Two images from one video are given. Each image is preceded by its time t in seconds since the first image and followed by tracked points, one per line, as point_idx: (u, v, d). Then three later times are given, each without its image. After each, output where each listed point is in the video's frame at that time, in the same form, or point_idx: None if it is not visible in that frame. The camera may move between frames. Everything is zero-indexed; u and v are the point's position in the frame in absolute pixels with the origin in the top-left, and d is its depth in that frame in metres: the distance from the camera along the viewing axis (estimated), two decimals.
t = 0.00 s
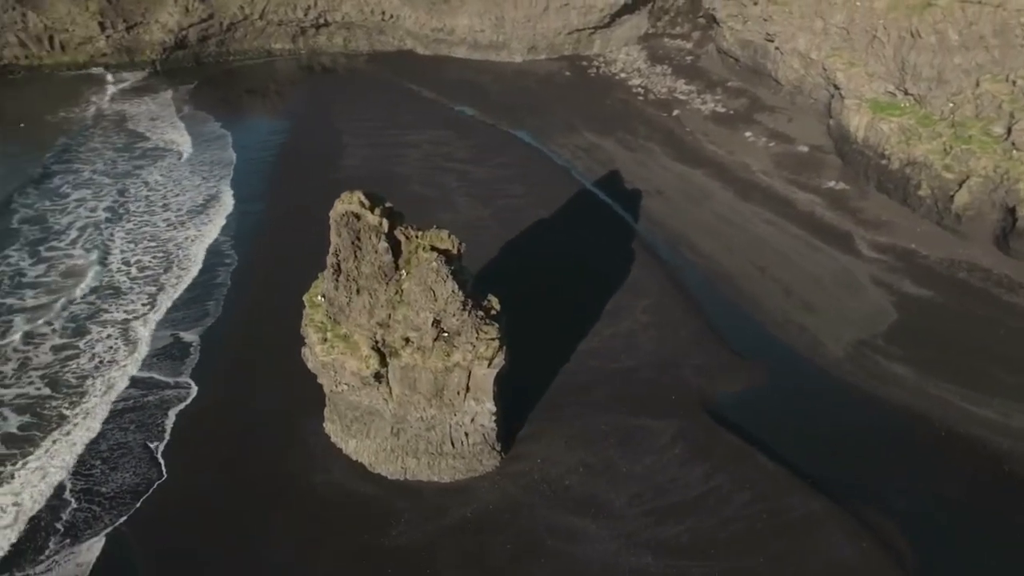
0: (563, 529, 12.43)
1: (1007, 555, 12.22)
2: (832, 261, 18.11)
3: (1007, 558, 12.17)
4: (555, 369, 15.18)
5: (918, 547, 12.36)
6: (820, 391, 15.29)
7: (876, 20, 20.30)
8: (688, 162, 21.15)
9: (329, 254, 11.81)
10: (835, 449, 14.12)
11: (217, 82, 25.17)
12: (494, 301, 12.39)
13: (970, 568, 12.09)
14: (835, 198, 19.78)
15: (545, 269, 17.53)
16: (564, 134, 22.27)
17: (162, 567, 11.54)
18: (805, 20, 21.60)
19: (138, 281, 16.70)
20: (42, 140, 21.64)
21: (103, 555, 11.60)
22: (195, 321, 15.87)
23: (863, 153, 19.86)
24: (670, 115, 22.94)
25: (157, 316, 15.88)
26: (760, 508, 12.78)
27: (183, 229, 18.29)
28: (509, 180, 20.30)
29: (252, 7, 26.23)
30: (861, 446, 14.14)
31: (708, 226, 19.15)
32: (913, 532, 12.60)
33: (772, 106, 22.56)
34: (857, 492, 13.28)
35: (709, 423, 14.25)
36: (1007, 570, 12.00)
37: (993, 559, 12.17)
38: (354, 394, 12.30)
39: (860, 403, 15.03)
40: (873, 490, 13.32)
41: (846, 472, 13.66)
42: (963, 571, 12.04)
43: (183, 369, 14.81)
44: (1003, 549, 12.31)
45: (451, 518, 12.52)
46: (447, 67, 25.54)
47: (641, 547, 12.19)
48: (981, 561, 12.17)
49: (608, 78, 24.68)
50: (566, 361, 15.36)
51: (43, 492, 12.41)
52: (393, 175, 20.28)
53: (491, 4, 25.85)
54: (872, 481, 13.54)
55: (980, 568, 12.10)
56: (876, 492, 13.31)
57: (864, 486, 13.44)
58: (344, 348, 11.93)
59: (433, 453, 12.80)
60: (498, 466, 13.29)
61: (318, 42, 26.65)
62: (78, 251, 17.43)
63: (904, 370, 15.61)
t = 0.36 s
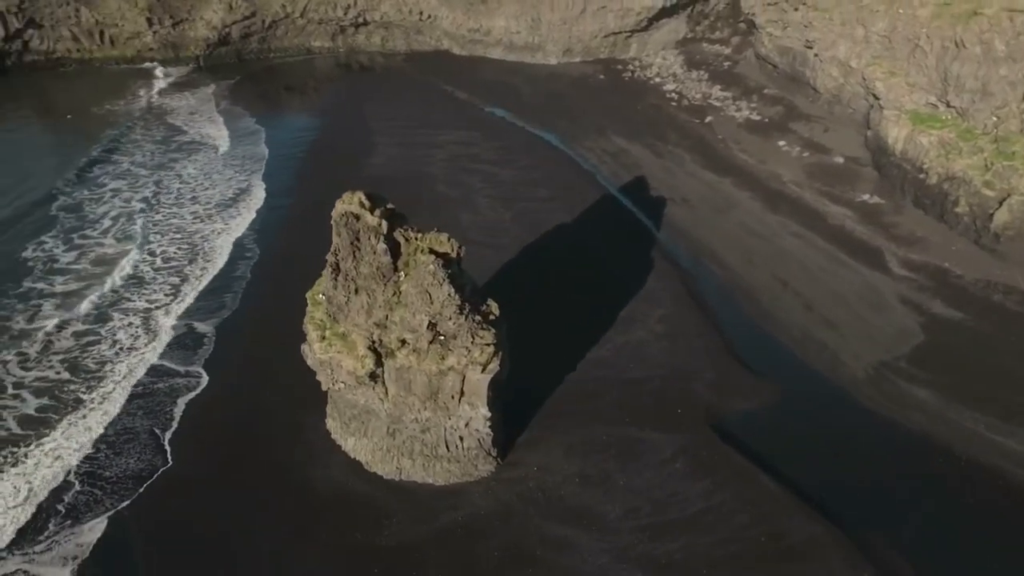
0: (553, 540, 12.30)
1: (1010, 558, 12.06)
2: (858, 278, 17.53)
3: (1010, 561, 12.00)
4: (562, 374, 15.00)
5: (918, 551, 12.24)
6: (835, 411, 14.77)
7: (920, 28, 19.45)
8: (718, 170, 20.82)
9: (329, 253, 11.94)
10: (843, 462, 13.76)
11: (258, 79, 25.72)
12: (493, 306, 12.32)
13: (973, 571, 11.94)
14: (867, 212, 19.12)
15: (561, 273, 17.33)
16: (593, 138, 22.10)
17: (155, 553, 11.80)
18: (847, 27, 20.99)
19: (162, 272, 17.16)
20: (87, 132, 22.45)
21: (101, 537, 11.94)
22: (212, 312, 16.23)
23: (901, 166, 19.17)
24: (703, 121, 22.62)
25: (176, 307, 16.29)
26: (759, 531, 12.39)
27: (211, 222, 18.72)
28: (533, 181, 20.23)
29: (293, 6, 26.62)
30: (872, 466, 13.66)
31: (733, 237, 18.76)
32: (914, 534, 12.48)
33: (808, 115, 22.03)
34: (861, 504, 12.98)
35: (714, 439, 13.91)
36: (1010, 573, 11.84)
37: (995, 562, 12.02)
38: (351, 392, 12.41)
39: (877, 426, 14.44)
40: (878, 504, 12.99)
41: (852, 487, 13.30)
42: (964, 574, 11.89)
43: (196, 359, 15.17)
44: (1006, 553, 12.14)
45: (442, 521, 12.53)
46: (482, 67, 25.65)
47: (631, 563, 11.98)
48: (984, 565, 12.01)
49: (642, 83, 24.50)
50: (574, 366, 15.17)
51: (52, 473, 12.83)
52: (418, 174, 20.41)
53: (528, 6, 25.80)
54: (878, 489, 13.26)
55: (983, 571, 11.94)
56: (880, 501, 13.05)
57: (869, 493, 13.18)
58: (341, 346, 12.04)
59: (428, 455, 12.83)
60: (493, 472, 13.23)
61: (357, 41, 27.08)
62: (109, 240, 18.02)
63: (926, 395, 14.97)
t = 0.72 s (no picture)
0: (540, 551, 12.16)
1: (1015, 567, 11.88)
2: (886, 298, 16.87)
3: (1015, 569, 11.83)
4: (566, 382, 14.88)
5: (923, 559, 12.05)
6: (848, 435, 14.20)
7: (967, 38, 18.43)
8: (748, 181, 20.36)
9: (328, 253, 12.01)
10: (853, 488, 13.21)
11: (299, 77, 26.11)
12: (489, 312, 12.24)
13: None
14: (902, 229, 18.39)
15: (575, 280, 17.14)
16: (623, 144, 21.82)
17: (149, 540, 12.08)
18: (890, 36, 20.15)
19: (185, 263, 17.60)
20: (131, 124, 23.20)
21: (100, 520, 12.29)
22: (229, 305, 16.57)
23: (941, 182, 18.38)
24: (737, 129, 22.16)
25: (195, 298, 16.69)
26: (753, 556, 11.98)
27: (237, 216, 19.12)
28: (558, 186, 20.10)
29: (335, 5, 27.08)
30: (881, 494, 13.10)
31: (757, 250, 18.32)
32: (919, 542, 12.31)
33: (847, 125, 21.35)
34: (868, 529, 12.52)
35: (717, 458, 13.52)
36: None
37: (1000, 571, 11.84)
38: (346, 391, 12.50)
39: (891, 453, 13.83)
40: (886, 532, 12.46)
41: (859, 512, 12.80)
42: None
43: (209, 351, 15.51)
44: (1011, 562, 11.95)
45: (430, 525, 12.51)
46: (517, 68, 25.64)
47: None
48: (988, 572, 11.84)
49: (678, 88, 24.15)
50: (578, 375, 15.04)
51: (59, 454, 13.26)
52: (443, 174, 20.49)
53: (567, 9, 25.73)
54: (886, 510, 12.84)
55: None
56: (888, 525, 12.59)
57: (876, 516, 12.74)
58: (337, 345, 12.13)
59: (421, 458, 12.84)
60: (486, 479, 13.16)
61: (397, 40, 27.33)
62: (139, 230, 18.56)
63: (948, 424, 14.27)
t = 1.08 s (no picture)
0: (529, 564, 11.98)
1: None
2: (918, 322, 16.09)
3: None
4: (571, 391, 14.58)
5: None
6: (863, 463, 13.58)
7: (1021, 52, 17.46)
8: (782, 194, 19.76)
9: (330, 253, 12.09)
10: (861, 517, 12.64)
11: (340, 75, 26.53)
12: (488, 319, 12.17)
13: None
14: (942, 250, 17.51)
15: (592, 288, 16.87)
16: (655, 152, 21.46)
17: (146, 525, 12.34)
18: (941, 47, 19.27)
19: (212, 255, 17.94)
20: (176, 118, 23.89)
21: (105, 502, 12.62)
22: (250, 298, 16.88)
23: (987, 203, 17.47)
24: (776, 139, 21.54)
25: (218, 290, 17.04)
26: None
27: (266, 210, 19.42)
28: (584, 193, 19.88)
29: (379, 5, 27.33)
30: (893, 526, 12.47)
31: (785, 266, 17.75)
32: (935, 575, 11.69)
33: (892, 139, 20.51)
34: (873, 561, 11.90)
35: (720, 480, 13.11)
36: None
37: None
38: (345, 390, 12.57)
39: (908, 485, 13.16)
40: (892, 563, 11.87)
41: (865, 543, 12.21)
42: None
43: (226, 342, 15.82)
44: None
45: (421, 529, 12.48)
46: (556, 71, 25.52)
47: None
48: None
49: (718, 95, 23.69)
50: (586, 384, 14.72)
51: (74, 436, 13.61)
52: (469, 175, 20.46)
53: (609, 13, 25.47)
54: (895, 543, 12.19)
55: None
56: (895, 558, 11.96)
57: (885, 549, 12.11)
58: (336, 345, 12.20)
59: (416, 462, 12.81)
60: (482, 486, 13.04)
61: (438, 41, 27.45)
62: (173, 222, 19.01)
63: (973, 459, 13.50)
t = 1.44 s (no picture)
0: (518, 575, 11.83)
1: None
2: (955, 352, 15.22)
3: None
4: (577, 405, 14.47)
5: None
6: (880, 498, 12.91)
7: None
8: (822, 210, 19.05)
9: (337, 253, 12.15)
10: (872, 553, 12.02)
11: (386, 71, 27.04)
12: (491, 325, 12.04)
13: None
14: (989, 276, 16.51)
15: (610, 301, 16.69)
16: (693, 161, 20.98)
17: (149, 508, 12.63)
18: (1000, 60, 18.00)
19: (244, 247, 18.26)
20: (226, 112, 24.52)
21: (116, 483, 12.97)
22: (275, 291, 17.18)
23: None
24: (821, 152, 20.80)
25: (245, 282, 17.37)
26: None
27: (300, 205, 19.68)
28: (616, 201, 19.61)
29: (427, 6, 27.43)
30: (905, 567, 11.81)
31: (818, 286, 17.07)
32: None
33: (945, 157, 19.50)
34: None
35: (723, 504, 12.66)
36: None
37: None
38: (347, 389, 12.63)
39: (926, 524, 12.45)
40: None
41: None
42: None
43: (247, 333, 16.14)
44: None
45: (414, 532, 12.44)
46: (601, 76, 25.32)
47: None
48: None
49: (765, 104, 23.09)
50: (592, 399, 14.60)
51: (95, 418, 13.96)
52: (501, 178, 20.39)
53: (657, 17, 25.02)
54: None
55: None
56: None
57: None
58: (338, 344, 12.22)
59: (415, 464, 12.77)
60: (479, 493, 12.95)
61: (485, 43, 27.75)
62: (209, 213, 19.41)
63: (1001, 501, 12.66)
